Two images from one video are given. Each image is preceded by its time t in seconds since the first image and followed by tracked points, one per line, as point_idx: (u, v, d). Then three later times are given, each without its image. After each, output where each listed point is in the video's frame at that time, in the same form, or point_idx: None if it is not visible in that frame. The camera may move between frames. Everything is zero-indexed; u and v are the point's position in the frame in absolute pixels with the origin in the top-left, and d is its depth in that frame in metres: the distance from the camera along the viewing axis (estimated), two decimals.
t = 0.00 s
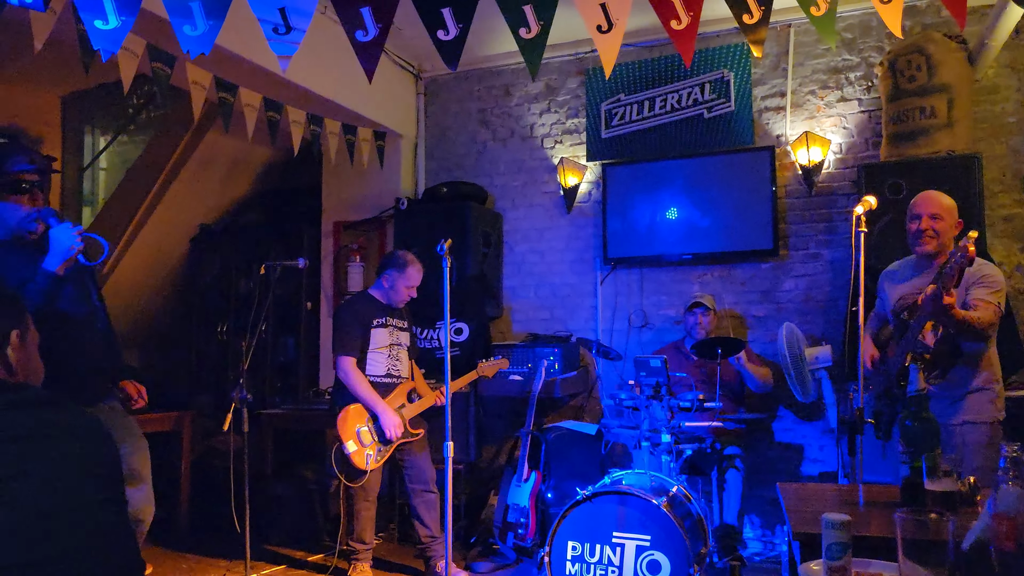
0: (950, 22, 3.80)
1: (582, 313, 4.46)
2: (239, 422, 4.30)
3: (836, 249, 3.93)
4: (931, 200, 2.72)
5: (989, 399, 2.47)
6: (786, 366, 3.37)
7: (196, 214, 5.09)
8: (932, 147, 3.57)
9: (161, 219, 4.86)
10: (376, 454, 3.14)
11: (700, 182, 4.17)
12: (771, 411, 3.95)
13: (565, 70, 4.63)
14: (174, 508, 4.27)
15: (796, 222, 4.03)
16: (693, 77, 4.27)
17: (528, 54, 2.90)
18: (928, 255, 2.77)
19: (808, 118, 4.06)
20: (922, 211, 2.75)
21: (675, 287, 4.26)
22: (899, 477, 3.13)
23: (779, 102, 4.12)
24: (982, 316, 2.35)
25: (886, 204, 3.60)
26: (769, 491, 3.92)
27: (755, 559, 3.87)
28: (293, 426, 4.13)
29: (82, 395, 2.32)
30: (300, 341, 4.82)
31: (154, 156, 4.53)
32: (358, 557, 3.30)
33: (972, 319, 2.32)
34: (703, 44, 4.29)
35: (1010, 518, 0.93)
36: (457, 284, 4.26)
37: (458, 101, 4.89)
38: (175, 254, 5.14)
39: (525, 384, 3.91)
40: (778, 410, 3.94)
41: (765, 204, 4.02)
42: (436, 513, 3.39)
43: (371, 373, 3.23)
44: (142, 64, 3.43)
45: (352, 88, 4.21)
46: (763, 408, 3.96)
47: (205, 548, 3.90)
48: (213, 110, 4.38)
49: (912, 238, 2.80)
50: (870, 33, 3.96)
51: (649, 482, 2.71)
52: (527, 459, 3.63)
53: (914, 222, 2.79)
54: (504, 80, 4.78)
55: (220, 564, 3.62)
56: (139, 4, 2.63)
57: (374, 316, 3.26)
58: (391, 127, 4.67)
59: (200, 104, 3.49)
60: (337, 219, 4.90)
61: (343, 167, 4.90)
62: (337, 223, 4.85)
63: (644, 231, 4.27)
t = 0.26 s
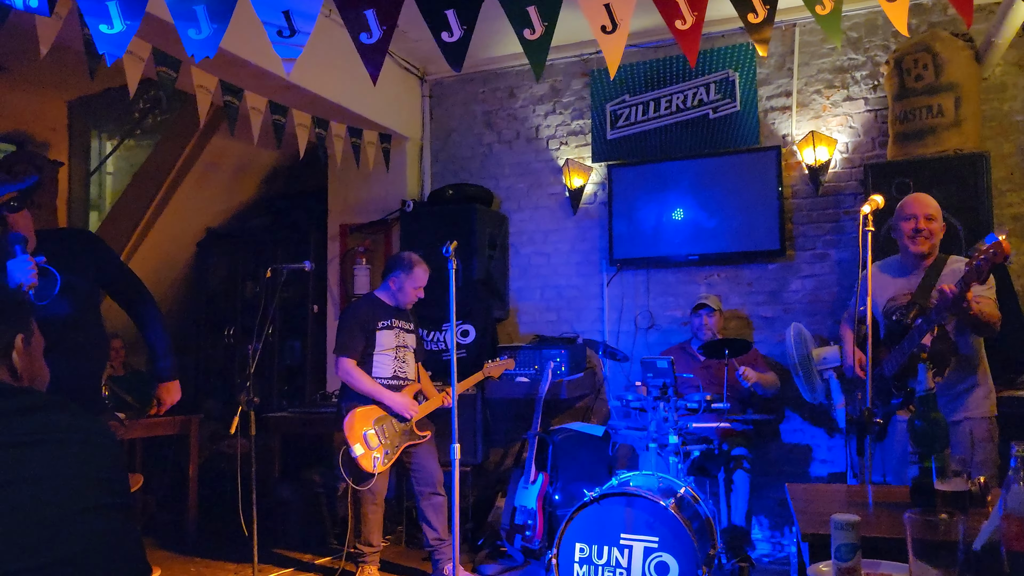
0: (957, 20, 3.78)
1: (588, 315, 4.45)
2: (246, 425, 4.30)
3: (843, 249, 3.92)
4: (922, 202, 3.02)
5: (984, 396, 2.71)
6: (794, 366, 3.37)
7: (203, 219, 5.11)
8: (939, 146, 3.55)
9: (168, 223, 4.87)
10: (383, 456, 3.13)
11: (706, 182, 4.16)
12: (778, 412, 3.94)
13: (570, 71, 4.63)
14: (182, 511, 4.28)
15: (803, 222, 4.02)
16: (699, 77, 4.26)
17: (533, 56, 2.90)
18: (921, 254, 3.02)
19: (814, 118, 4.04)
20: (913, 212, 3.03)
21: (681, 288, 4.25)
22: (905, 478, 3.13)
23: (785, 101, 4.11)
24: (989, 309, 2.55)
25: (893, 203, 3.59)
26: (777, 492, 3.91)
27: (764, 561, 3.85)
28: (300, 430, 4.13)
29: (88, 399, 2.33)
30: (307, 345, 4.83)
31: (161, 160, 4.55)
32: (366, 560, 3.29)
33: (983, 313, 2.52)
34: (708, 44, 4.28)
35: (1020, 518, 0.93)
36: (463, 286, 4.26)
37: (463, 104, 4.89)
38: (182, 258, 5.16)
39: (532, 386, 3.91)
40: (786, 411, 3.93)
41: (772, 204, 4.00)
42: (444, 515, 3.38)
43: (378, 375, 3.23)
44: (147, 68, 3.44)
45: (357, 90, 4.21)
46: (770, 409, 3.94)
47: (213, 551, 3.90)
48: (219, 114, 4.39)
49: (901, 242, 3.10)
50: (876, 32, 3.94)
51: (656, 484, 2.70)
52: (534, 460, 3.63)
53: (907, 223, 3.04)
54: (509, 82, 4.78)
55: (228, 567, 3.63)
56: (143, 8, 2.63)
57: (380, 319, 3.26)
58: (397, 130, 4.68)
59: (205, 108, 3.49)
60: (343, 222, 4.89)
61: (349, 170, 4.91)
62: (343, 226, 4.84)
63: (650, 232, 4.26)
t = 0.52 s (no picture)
0: (959, 20, 3.78)
1: (593, 317, 4.45)
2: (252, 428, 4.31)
3: (848, 249, 3.92)
4: (909, 203, 3.02)
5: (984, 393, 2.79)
6: (799, 366, 3.37)
7: (208, 223, 5.13)
8: (942, 146, 3.54)
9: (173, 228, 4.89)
10: (389, 459, 3.13)
11: (710, 183, 4.16)
12: (784, 413, 3.94)
13: (573, 73, 4.63)
14: (190, 515, 4.29)
15: (807, 222, 4.01)
16: (702, 79, 4.26)
17: (534, 59, 2.90)
18: (912, 255, 3.02)
19: (818, 118, 4.04)
20: (904, 213, 3.02)
21: (686, 289, 4.25)
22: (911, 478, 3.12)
23: (788, 102, 4.11)
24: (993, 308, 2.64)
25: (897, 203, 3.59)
26: (784, 493, 3.90)
27: (770, 562, 3.85)
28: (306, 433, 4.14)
29: (95, 404, 2.34)
30: (312, 348, 4.84)
31: (166, 165, 4.57)
32: (372, 563, 3.29)
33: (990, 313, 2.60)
34: (711, 46, 4.29)
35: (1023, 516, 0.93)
36: (467, 289, 4.27)
37: (467, 107, 4.90)
38: (188, 262, 5.18)
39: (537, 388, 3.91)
40: (792, 412, 3.93)
41: (776, 205, 4.00)
42: (450, 518, 3.38)
43: (384, 379, 3.24)
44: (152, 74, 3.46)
45: (361, 94, 4.22)
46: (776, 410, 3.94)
47: (220, 554, 3.91)
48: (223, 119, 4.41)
49: (891, 243, 3.09)
50: (878, 33, 3.94)
51: (662, 486, 2.70)
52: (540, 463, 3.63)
53: (897, 224, 3.03)
54: (513, 85, 4.79)
55: (235, 571, 3.64)
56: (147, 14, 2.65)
57: (386, 322, 3.27)
58: (401, 133, 4.69)
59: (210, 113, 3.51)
60: (348, 225, 4.89)
61: (354, 173, 4.92)
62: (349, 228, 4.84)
63: (654, 233, 4.26)
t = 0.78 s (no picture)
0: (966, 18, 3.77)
1: (600, 317, 4.45)
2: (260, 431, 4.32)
3: (855, 249, 3.91)
4: (915, 201, 2.97)
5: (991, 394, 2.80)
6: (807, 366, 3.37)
7: (215, 226, 5.15)
8: (949, 145, 3.53)
9: (180, 231, 4.90)
10: (398, 461, 3.16)
11: (716, 183, 4.15)
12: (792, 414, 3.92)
13: (578, 74, 4.63)
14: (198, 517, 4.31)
15: (814, 221, 4.00)
16: (707, 79, 4.26)
17: (539, 60, 2.90)
18: (917, 252, 3.01)
19: (824, 118, 4.03)
20: (911, 210, 2.98)
21: (692, 289, 4.24)
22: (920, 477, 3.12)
23: (794, 101, 4.10)
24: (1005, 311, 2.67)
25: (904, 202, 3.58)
26: (792, 494, 3.89)
27: (779, 563, 3.84)
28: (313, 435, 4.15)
29: (104, 406, 2.35)
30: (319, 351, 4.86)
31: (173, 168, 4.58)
32: (379, 565, 3.29)
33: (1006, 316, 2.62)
34: (716, 46, 4.28)
35: None
36: (474, 290, 4.27)
37: (472, 108, 4.90)
38: (195, 265, 5.20)
39: (544, 390, 3.91)
40: (800, 413, 3.92)
41: (782, 205, 3.99)
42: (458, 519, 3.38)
43: (393, 380, 3.24)
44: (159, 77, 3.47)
45: (366, 96, 4.24)
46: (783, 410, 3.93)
47: (228, 556, 3.92)
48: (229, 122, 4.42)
49: (895, 237, 3.07)
50: (884, 31, 3.93)
51: (669, 486, 2.70)
52: (547, 464, 3.63)
53: (903, 221, 3.00)
54: (518, 86, 4.79)
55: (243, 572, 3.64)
56: (152, 18, 2.66)
57: (395, 323, 3.27)
58: (407, 135, 4.70)
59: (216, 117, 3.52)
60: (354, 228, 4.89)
61: (360, 176, 4.93)
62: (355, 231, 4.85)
63: (660, 234, 4.26)
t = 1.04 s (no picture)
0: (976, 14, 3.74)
1: (608, 317, 4.44)
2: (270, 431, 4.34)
3: (865, 247, 3.89)
4: (933, 197, 3.00)
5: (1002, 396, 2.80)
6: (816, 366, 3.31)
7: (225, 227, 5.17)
8: (960, 142, 3.52)
9: (190, 232, 4.92)
10: (407, 461, 3.15)
11: (725, 182, 4.14)
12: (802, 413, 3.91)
13: (586, 74, 4.63)
14: (208, 517, 4.32)
15: (823, 220, 3.99)
16: (716, 78, 4.25)
17: (547, 60, 2.90)
18: (933, 249, 3.00)
19: (833, 116, 4.02)
20: (927, 207, 2.98)
21: (701, 289, 4.23)
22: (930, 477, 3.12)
23: (803, 100, 4.09)
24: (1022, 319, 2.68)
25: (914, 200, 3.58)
26: (802, 494, 3.88)
27: (789, 563, 3.83)
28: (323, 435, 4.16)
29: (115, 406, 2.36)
30: (329, 352, 4.87)
31: (183, 170, 4.60)
32: (389, 564, 3.29)
33: None
34: (724, 45, 4.27)
35: None
36: (482, 290, 4.28)
37: (480, 109, 4.91)
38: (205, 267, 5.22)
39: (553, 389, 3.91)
40: (810, 412, 3.90)
41: (791, 204, 3.98)
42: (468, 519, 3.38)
43: (404, 381, 3.25)
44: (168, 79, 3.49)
45: (375, 97, 4.25)
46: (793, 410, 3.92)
47: (239, 556, 3.94)
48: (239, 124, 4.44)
49: (909, 236, 3.07)
50: (894, 29, 3.91)
51: (679, 486, 2.69)
52: (555, 464, 3.64)
53: (919, 217, 2.99)
54: (526, 86, 4.79)
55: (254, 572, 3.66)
56: (162, 21, 2.67)
57: (406, 324, 3.27)
58: (415, 136, 4.71)
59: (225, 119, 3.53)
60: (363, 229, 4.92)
61: (368, 177, 4.94)
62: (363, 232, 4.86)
63: (669, 233, 4.25)
